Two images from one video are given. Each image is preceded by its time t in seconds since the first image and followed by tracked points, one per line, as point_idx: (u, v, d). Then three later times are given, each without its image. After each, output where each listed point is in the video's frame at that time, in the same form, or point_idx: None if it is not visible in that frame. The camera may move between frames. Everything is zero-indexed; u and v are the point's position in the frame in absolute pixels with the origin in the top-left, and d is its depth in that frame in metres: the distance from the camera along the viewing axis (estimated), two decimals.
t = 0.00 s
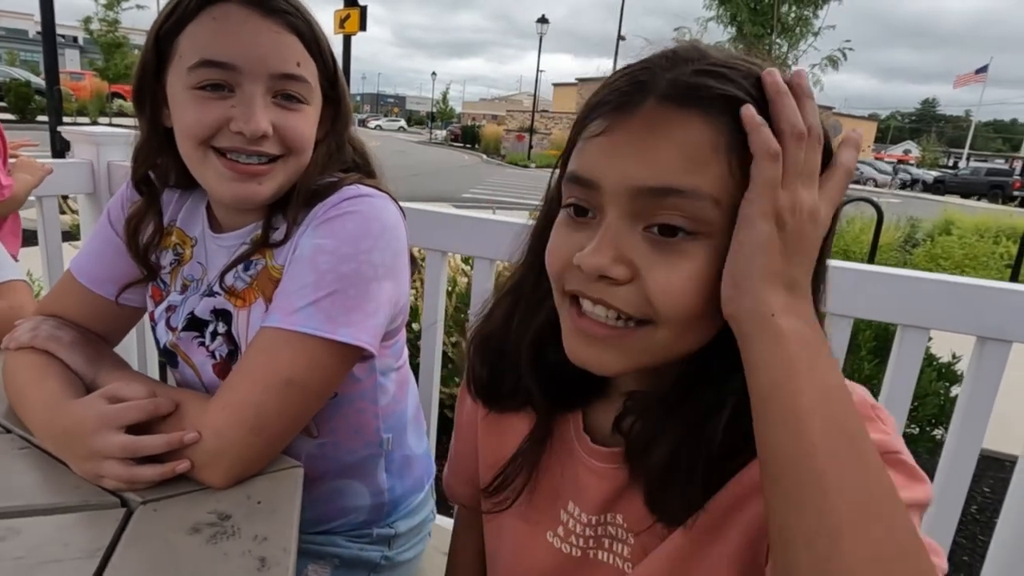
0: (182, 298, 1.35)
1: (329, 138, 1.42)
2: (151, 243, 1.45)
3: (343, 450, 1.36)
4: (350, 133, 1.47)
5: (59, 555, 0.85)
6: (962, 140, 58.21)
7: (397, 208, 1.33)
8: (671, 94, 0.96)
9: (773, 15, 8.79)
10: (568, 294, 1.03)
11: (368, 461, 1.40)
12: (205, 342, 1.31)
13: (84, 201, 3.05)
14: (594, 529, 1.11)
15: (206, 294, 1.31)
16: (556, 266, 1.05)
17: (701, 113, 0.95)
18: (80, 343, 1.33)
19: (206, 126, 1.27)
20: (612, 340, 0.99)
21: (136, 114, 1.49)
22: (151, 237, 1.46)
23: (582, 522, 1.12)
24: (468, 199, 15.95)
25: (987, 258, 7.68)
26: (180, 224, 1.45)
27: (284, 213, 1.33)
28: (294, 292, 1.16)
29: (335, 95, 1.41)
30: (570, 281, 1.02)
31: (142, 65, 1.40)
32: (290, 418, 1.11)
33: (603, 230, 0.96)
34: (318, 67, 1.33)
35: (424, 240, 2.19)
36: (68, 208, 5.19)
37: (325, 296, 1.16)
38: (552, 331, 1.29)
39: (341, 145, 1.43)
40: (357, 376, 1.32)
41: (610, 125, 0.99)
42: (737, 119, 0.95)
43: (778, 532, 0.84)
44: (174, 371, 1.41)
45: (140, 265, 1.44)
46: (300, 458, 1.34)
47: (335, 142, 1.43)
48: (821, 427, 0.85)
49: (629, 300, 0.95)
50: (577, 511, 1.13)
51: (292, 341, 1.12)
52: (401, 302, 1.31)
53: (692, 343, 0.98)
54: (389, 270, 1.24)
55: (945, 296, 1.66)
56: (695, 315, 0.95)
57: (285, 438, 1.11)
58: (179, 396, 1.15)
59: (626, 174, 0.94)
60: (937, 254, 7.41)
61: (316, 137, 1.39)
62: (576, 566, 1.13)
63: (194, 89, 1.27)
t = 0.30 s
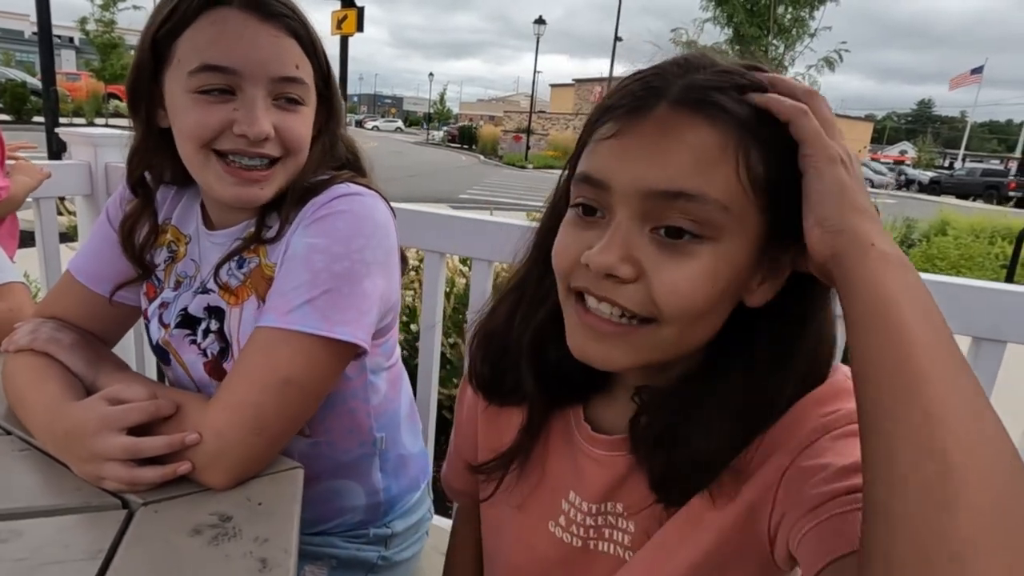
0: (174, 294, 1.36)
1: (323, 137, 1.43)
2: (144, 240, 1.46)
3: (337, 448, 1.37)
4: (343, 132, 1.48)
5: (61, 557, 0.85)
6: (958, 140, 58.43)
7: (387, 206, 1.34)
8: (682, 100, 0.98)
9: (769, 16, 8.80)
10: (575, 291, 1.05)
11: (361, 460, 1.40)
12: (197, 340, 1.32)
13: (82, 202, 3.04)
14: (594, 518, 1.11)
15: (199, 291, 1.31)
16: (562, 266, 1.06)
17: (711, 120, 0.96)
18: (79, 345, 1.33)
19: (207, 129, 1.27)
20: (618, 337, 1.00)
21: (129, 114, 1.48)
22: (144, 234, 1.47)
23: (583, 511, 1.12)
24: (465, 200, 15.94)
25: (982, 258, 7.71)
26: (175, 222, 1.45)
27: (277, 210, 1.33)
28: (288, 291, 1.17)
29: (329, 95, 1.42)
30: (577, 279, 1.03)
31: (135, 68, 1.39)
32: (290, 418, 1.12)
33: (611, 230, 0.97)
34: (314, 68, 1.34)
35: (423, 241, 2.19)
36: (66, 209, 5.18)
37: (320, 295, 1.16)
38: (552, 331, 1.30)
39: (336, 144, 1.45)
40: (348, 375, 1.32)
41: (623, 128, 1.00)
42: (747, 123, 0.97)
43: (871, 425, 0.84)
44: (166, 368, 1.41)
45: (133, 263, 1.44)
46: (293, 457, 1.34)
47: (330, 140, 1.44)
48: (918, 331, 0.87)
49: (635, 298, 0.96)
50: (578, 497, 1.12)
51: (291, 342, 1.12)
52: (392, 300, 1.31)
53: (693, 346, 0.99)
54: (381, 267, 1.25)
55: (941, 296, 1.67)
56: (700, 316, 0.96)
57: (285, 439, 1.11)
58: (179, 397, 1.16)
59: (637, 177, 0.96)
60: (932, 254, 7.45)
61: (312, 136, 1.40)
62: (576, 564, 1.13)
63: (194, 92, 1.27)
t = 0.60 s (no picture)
0: (163, 293, 1.36)
1: (311, 136, 1.43)
2: (133, 240, 1.46)
3: (327, 446, 1.37)
4: (328, 130, 1.49)
5: (56, 558, 0.86)
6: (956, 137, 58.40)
7: (373, 205, 1.35)
8: (664, 113, 0.99)
9: (764, 17, 8.78)
10: (566, 298, 1.07)
11: (351, 459, 1.40)
12: (185, 339, 1.32)
13: (77, 203, 3.04)
14: (590, 508, 1.11)
15: (188, 290, 1.32)
16: (552, 274, 1.08)
17: (693, 134, 0.97)
18: (74, 346, 1.33)
19: (196, 130, 1.27)
20: (605, 345, 1.02)
21: (117, 114, 1.48)
22: (133, 233, 1.47)
23: (579, 500, 1.12)
24: (462, 200, 15.94)
25: (978, 257, 7.75)
26: (164, 221, 1.45)
27: (265, 208, 1.34)
28: (278, 289, 1.17)
29: (316, 94, 1.42)
30: (566, 288, 1.06)
31: (123, 68, 1.39)
32: (284, 417, 1.12)
33: (596, 241, 0.99)
34: (302, 69, 1.34)
35: (419, 242, 2.20)
36: (62, 210, 5.17)
37: (309, 293, 1.17)
38: (552, 330, 1.30)
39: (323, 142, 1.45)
40: (336, 373, 1.32)
41: (606, 144, 1.01)
42: (728, 136, 0.97)
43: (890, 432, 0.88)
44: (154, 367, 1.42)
45: (122, 262, 1.45)
46: (283, 456, 1.35)
47: (317, 139, 1.45)
48: (924, 336, 0.91)
49: (620, 307, 0.99)
50: (574, 488, 1.13)
51: (284, 341, 1.12)
52: (378, 297, 1.32)
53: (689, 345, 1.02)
54: (368, 265, 1.26)
55: (934, 295, 1.68)
56: (683, 324, 0.98)
57: (280, 439, 1.12)
58: (172, 397, 1.16)
59: (620, 189, 0.97)
60: (928, 254, 7.48)
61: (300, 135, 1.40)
62: (572, 556, 1.13)
63: (183, 93, 1.27)
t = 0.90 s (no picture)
0: (160, 293, 1.36)
1: (305, 135, 1.43)
2: (130, 240, 1.46)
3: (323, 445, 1.37)
4: (326, 130, 1.49)
5: (53, 559, 0.86)
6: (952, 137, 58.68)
7: (369, 205, 1.35)
8: (655, 99, 1.01)
9: (761, 17, 8.76)
10: (585, 292, 1.07)
11: (346, 459, 1.40)
12: (181, 339, 1.32)
13: (73, 205, 3.03)
14: (600, 499, 1.11)
15: (184, 290, 1.32)
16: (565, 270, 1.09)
17: (687, 113, 1.00)
18: (69, 347, 1.33)
19: (190, 131, 1.27)
20: (630, 333, 1.03)
21: (112, 114, 1.48)
22: (128, 233, 1.47)
23: (590, 492, 1.12)
24: (460, 201, 15.93)
25: (974, 257, 7.77)
26: (160, 221, 1.45)
27: (262, 209, 1.34)
28: (274, 289, 1.17)
29: (312, 95, 1.42)
30: (585, 278, 1.05)
31: (117, 69, 1.39)
32: (280, 417, 1.12)
33: (611, 228, 1.01)
34: (296, 70, 1.34)
35: (416, 243, 2.19)
36: (58, 212, 5.15)
37: (305, 292, 1.17)
38: (553, 323, 1.32)
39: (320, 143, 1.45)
40: (331, 374, 1.32)
41: (605, 133, 1.03)
42: (720, 117, 1.00)
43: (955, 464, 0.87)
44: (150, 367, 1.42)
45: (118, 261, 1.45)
46: (278, 456, 1.35)
47: (314, 139, 1.45)
48: (980, 365, 0.92)
49: (645, 287, 0.99)
50: (586, 479, 1.13)
51: (280, 341, 1.13)
52: (374, 296, 1.32)
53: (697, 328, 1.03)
54: (363, 264, 1.26)
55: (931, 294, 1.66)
56: (706, 294, 1.00)
57: (276, 438, 1.12)
58: (168, 398, 1.16)
59: (626, 174, 1.00)
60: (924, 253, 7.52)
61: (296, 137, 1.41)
62: (577, 547, 1.13)
63: (177, 94, 1.27)
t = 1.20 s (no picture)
0: (156, 296, 1.37)
1: (300, 139, 1.45)
2: (127, 242, 1.47)
3: (320, 446, 1.38)
4: (321, 132, 1.49)
5: (49, 559, 0.86)
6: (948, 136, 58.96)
7: (364, 206, 1.36)
8: (655, 83, 1.09)
9: (757, 17, 8.81)
10: (600, 265, 1.11)
11: (343, 460, 1.41)
12: (177, 341, 1.33)
13: (69, 206, 3.03)
14: (601, 489, 1.11)
15: (181, 292, 1.33)
16: (578, 249, 1.13)
17: (686, 94, 1.08)
18: (65, 349, 1.34)
19: (180, 131, 1.28)
20: (649, 297, 1.08)
21: (108, 115, 1.49)
22: (125, 236, 1.48)
23: (590, 481, 1.12)
24: (457, 201, 15.94)
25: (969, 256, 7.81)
26: (157, 224, 1.46)
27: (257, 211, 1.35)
28: (269, 292, 1.18)
29: (306, 97, 1.43)
30: (602, 251, 1.10)
31: (111, 70, 1.40)
32: (274, 418, 1.13)
33: (629, 201, 1.06)
34: (288, 71, 1.35)
35: (412, 245, 2.20)
36: (55, 213, 5.15)
37: (301, 295, 1.18)
38: (551, 317, 1.34)
39: (314, 145, 1.46)
40: (327, 375, 1.33)
41: (611, 116, 1.09)
42: (713, 99, 1.09)
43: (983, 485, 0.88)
44: (146, 369, 1.43)
45: (114, 263, 1.45)
46: (274, 456, 1.36)
47: (308, 141, 1.46)
48: None
49: (666, 249, 1.05)
50: (590, 470, 1.13)
51: (275, 342, 1.13)
52: (371, 298, 1.33)
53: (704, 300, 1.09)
54: (360, 266, 1.27)
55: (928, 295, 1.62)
56: (720, 252, 1.07)
57: (270, 439, 1.12)
58: (163, 399, 1.17)
59: (638, 148, 1.06)
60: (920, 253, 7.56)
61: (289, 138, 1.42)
62: (576, 536, 1.13)
63: (167, 95, 1.28)
